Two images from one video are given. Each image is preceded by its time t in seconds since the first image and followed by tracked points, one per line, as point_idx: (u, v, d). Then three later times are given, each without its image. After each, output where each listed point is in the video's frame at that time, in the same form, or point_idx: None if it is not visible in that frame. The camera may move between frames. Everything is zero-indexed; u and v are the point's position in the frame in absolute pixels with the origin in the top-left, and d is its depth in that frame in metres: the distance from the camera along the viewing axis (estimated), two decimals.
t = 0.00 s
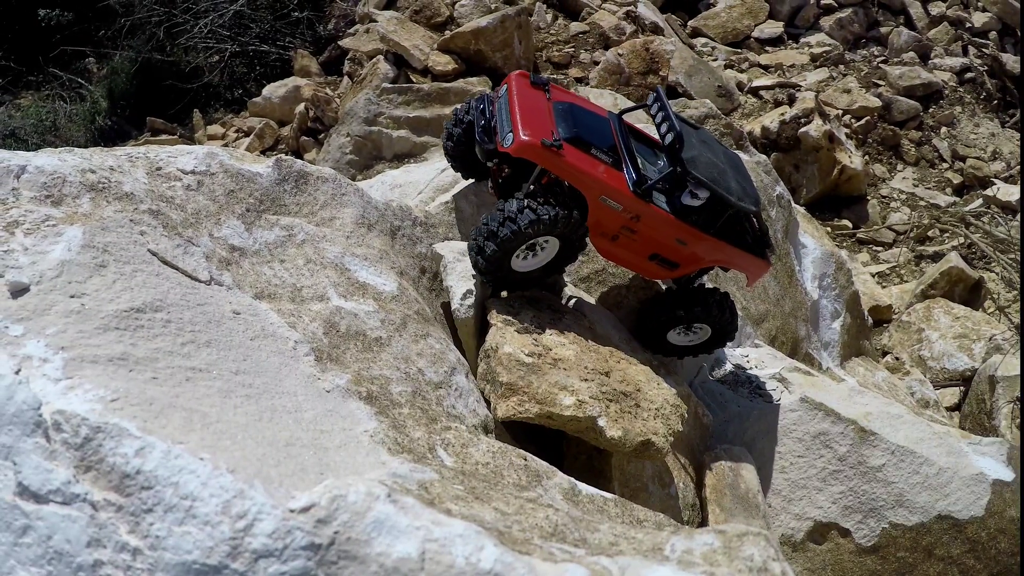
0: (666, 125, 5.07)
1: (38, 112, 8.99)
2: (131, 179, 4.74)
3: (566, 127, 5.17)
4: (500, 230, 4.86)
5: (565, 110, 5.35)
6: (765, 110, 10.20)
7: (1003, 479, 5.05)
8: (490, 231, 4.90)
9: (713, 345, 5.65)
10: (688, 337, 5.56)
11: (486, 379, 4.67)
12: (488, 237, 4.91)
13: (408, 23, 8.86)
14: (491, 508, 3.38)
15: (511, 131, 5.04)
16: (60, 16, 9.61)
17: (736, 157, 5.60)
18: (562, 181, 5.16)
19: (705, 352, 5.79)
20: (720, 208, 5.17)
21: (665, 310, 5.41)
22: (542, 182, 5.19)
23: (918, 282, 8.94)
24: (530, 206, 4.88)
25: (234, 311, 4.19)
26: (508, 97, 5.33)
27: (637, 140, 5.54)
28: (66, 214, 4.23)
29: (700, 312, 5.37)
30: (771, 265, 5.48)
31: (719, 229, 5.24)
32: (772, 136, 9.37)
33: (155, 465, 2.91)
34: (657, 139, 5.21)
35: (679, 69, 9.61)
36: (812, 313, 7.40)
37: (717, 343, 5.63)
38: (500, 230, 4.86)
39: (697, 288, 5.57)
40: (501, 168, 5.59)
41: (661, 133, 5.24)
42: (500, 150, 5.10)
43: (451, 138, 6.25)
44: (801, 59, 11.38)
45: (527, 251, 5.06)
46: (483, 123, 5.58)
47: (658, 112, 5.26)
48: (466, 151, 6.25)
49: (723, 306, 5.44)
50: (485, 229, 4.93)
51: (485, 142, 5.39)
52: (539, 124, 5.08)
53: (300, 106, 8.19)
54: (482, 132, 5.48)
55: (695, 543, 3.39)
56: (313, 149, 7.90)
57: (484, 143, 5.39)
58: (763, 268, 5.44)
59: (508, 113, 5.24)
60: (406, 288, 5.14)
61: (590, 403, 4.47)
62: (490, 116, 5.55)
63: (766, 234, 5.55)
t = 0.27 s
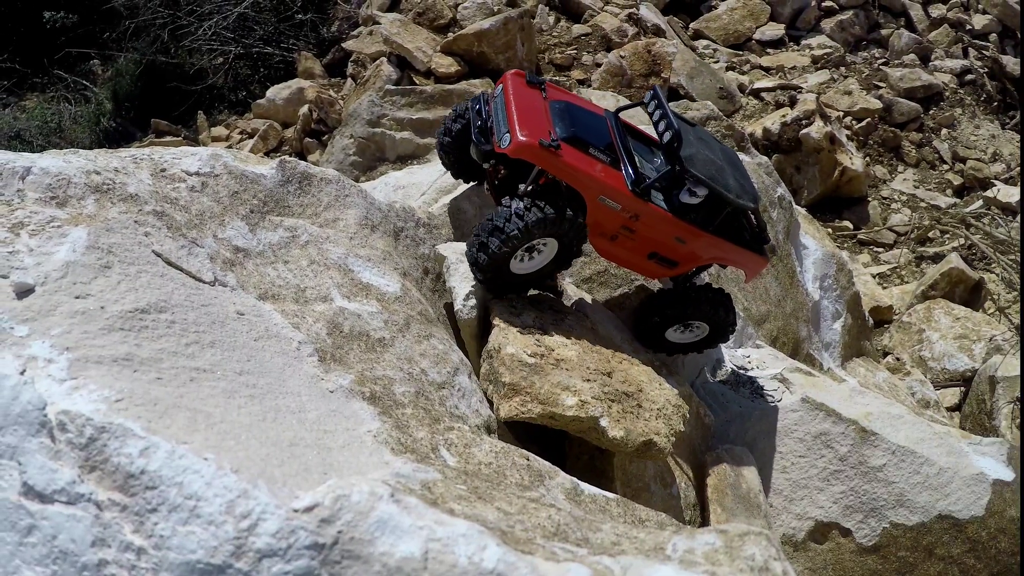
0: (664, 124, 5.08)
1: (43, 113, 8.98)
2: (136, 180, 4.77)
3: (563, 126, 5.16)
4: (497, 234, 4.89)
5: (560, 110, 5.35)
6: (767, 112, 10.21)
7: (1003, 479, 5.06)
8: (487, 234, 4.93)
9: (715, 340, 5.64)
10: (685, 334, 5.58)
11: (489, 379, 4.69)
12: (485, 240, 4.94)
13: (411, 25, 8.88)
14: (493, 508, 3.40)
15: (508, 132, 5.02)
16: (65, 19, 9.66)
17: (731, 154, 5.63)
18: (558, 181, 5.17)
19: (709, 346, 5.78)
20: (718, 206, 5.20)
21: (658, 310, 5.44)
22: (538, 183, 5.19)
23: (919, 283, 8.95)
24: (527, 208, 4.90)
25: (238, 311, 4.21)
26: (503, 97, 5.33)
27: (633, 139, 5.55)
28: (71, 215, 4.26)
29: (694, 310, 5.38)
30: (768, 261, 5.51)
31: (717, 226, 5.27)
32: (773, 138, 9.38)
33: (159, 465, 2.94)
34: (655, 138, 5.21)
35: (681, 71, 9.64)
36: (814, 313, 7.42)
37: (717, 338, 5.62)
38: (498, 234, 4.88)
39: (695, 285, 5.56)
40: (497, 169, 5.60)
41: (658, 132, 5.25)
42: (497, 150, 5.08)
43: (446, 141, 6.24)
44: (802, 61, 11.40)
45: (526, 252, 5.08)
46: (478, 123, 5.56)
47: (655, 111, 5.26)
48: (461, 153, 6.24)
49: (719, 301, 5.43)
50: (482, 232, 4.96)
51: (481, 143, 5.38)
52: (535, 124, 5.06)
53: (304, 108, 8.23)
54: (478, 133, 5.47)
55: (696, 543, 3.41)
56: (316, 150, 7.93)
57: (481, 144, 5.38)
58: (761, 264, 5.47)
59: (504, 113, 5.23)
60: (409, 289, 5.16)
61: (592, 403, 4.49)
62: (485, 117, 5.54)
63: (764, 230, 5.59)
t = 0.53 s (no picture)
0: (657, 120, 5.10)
1: (48, 115, 9.01)
2: (140, 181, 4.79)
3: (556, 125, 5.18)
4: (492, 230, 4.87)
5: (554, 109, 5.38)
6: (768, 114, 10.21)
7: (1003, 478, 5.08)
8: (482, 231, 4.92)
9: (714, 338, 5.64)
10: (683, 333, 5.59)
11: (491, 379, 4.71)
12: (481, 237, 4.93)
13: (414, 28, 8.92)
14: (496, 508, 3.43)
15: (501, 131, 5.04)
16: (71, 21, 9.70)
17: (726, 150, 5.65)
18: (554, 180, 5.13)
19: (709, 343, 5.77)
20: (713, 202, 5.22)
21: (654, 310, 5.45)
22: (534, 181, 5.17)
23: (919, 284, 8.97)
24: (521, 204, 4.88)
25: (242, 312, 4.24)
26: (496, 97, 5.35)
27: (627, 137, 5.58)
28: (76, 216, 4.29)
29: (691, 308, 5.38)
30: (765, 256, 5.53)
31: (713, 222, 5.29)
32: (775, 140, 9.38)
33: (163, 465, 2.97)
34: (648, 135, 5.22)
35: (683, 73, 9.67)
36: (815, 314, 7.43)
37: (716, 335, 5.61)
38: (492, 230, 4.88)
39: (692, 282, 5.56)
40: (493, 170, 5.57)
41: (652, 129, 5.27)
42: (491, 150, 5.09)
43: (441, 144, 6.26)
44: (804, 63, 11.41)
45: (522, 251, 5.06)
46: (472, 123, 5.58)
47: (648, 108, 5.29)
48: (456, 158, 6.29)
49: (715, 297, 5.42)
50: (477, 230, 4.96)
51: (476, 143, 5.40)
52: (528, 123, 5.08)
53: (307, 109, 8.26)
54: (471, 134, 5.48)
55: (698, 542, 3.43)
56: (320, 152, 7.96)
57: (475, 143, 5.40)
58: (758, 259, 5.49)
59: (496, 113, 5.25)
60: (412, 290, 5.19)
61: (594, 403, 4.52)
62: (478, 117, 5.56)
63: (760, 224, 5.61)
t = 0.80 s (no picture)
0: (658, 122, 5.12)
1: (53, 117, 9.05)
2: (144, 183, 4.82)
3: (558, 127, 5.20)
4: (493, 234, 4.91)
5: (556, 110, 5.40)
6: (769, 115, 10.22)
7: (1003, 478, 5.10)
8: (484, 233, 4.97)
9: (715, 339, 5.65)
10: (684, 334, 5.60)
11: (494, 379, 4.74)
12: (483, 239, 4.97)
13: (417, 30, 8.95)
14: (499, 507, 3.45)
15: (503, 132, 5.06)
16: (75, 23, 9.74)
17: (729, 151, 5.67)
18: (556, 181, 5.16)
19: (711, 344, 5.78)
20: (716, 203, 5.24)
21: (654, 311, 5.47)
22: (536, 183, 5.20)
23: (920, 284, 8.98)
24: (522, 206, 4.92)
25: (246, 313, 4.27)
26: (499, 98, 5.38)
27: (629, 139, 5.60)
28: (80, 217, 4.32)
29: (691, 308, 5.40)
30: (768, 257, 5.55)
31: (715, 223, 5.31)
32: (776, 142, 9.34)
33: (168, 465, 2.99)
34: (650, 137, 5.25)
35: (685, 75, 9.69)
36: (816, 315, 7.45)
37: (717, 335, 5.62)
38: (494, 232, 4.92)
39: (692, 284, 5.58)
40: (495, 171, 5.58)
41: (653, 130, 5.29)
42: (493, 151, 5.11)
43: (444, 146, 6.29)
44: (805, 65, 11.42)
45: (525, 252, 5.10)
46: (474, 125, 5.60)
47: (649, 110, 5.31)
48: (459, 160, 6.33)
49: (715, 298, 5.44)
50: (479, 232, 5.00)
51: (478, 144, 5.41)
52: (531, 124, 5.10)
53: (311, 111, 8.29)
54: (473, 136, 5.50)
55: (700, 542, 3.44)
56: (323, 153, 7.99)
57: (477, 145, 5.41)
58: (760, 260, 5.51)
59: (498, 115, 5.27)
60: (415, 291, 5.21)
61: (597, 404, 4.54)
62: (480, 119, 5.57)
63: (762, 225, 5.63)
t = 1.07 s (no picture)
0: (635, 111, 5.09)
1: (58, 119, 9.09)
2: (148, 184, 4.86)
3: (533, 121, 5.16)
4: (469, 230, 4.86)
5: (531, 104, 5.37)
6: (771, 117, 10.25)
7: (1003, 478, 5.12)
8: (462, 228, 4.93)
9: (704, 335, 5.59)
10: (674, 329, 5.54)
11: (497, 380, 4.77)
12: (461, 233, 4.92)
13: (420, 32, 8.99)
14: (502, 507, 3.47)
15: (476, 129, 5.03)
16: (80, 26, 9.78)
17: (710, 138, 5.63)
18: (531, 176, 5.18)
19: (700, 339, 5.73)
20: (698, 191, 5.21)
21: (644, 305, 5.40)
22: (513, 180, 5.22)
23: (921, 285, 9.00)
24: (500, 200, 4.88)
25: (251, 313, 4.30)
26: (472, 95, 5.35)
27: (610, 129, 5.48)
28: (85, 219, 4.35)
29: (681, 304, 5.33)
30: (755, 244, 5.51)
31: (699, 212, 5.27)
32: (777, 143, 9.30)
33: (172, 465, 3.02)
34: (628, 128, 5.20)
35: (687, 76, 9.72)
36: (816, 315, 7.46)
37: (707, 331, 5.56)
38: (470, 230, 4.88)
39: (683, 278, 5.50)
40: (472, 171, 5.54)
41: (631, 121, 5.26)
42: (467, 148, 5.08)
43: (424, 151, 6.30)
44: (806, 67, 11.43)
45: (503, 249, 5.07)
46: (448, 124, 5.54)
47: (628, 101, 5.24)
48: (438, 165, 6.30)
49: (707, 295, 5.37)
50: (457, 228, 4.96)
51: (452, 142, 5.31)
52: (504, 119, 5.08)
53: (314, 112, 8.33)
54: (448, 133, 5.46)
55: (701, 542, 3.46)
56: (327, 155, 8.03)
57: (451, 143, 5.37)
58: (747, 247, 5.47)
59: (472, 112, 5.24)
60: (418, 291, 5.23)
61: (599, 404, 4.56)
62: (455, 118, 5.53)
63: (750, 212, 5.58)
